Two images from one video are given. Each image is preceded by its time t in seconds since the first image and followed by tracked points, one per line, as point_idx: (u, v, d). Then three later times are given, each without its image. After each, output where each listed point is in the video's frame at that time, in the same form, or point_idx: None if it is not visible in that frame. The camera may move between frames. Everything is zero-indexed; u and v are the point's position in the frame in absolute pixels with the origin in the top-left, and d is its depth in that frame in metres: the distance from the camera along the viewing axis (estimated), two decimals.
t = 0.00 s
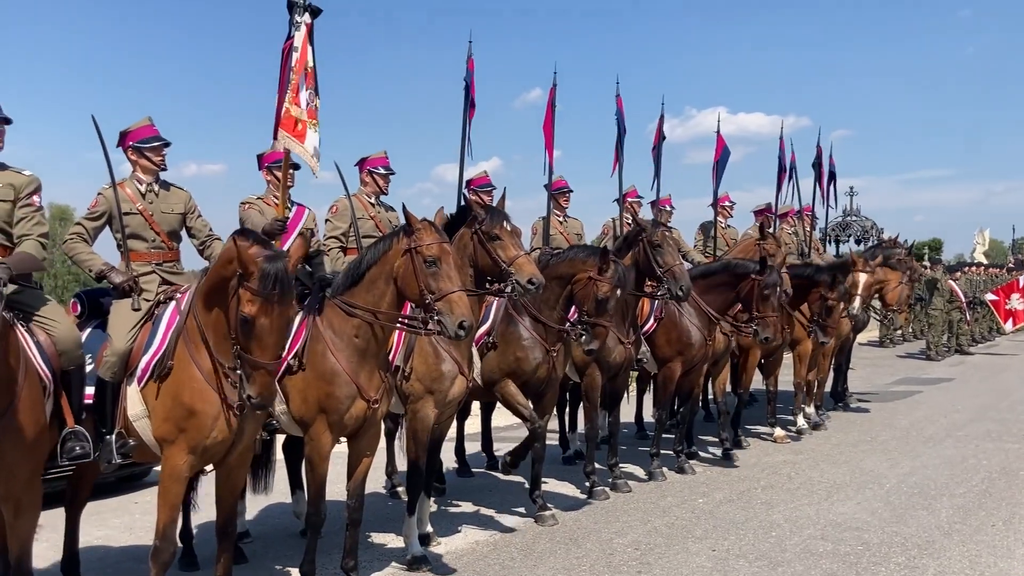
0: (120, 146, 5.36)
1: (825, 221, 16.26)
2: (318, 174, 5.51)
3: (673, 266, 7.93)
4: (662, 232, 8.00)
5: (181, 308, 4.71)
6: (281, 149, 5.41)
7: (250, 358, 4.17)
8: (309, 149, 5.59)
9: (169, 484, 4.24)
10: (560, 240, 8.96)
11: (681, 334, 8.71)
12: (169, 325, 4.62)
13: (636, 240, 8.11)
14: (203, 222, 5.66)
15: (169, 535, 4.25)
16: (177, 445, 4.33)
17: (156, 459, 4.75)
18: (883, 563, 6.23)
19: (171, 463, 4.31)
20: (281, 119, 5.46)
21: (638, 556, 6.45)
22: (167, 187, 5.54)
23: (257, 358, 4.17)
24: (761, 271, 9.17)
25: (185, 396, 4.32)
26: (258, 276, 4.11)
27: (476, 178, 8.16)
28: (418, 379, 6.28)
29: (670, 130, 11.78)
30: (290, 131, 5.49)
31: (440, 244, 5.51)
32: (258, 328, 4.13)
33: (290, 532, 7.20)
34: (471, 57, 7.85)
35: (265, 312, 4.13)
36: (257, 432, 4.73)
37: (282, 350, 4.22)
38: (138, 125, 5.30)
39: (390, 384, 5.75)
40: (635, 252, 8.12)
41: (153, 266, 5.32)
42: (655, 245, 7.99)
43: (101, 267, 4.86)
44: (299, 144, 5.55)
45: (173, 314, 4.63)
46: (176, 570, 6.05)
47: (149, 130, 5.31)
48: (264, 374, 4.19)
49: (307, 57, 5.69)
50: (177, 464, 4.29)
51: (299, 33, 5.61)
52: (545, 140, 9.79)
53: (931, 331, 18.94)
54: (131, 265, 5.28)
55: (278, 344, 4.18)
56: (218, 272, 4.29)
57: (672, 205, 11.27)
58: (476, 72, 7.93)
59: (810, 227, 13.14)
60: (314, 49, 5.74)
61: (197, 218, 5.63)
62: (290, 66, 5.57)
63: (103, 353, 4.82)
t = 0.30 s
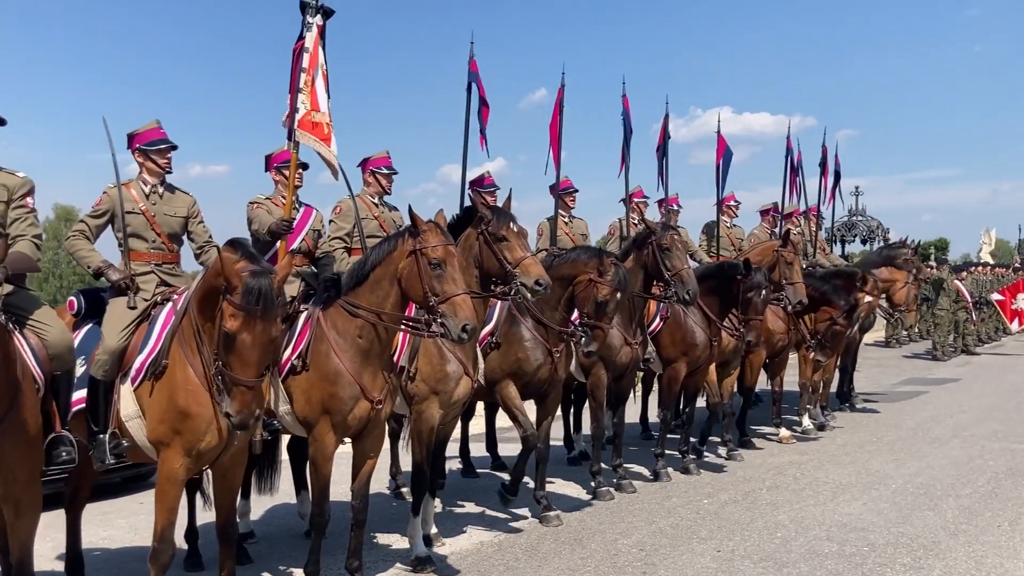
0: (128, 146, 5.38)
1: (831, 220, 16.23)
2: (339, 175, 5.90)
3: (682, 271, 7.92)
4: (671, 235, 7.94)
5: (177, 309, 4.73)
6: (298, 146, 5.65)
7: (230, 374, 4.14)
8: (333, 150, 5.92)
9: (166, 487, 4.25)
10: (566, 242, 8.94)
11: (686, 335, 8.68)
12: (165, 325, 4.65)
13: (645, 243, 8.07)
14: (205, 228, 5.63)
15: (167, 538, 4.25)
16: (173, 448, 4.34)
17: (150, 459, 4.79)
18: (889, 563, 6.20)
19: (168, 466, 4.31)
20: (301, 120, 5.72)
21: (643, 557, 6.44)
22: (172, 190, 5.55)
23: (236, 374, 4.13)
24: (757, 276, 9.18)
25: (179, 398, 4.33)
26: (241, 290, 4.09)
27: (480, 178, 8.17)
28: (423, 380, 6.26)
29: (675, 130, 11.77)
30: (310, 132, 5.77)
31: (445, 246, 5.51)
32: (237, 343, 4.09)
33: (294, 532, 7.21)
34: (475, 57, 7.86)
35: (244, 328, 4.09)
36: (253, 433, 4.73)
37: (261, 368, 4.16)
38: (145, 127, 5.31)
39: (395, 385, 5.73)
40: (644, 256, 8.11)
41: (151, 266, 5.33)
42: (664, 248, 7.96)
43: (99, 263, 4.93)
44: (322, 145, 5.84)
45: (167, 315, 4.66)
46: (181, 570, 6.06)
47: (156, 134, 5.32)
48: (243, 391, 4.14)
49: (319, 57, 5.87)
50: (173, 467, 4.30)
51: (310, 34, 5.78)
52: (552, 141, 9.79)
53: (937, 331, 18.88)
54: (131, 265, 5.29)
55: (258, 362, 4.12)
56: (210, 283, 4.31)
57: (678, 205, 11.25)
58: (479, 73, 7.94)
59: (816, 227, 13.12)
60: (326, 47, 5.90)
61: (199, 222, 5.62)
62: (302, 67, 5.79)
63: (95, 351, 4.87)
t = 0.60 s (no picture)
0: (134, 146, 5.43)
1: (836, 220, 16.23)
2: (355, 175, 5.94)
3: (690, 275, 7.92)
4: (680, 239, 7.98)
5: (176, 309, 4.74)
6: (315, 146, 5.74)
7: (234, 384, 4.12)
8: (349, 151, 5.98)
9: (170, 487, 4.28)
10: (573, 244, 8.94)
11: (691, 335, 8.72)
12: (164, 326, 4.65)
13: (654, 247, 8.10)
14: (208, 230, 5.62)
15: (172, 537, 4.27)
16: (175, 448, 4.37)
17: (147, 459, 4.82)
18: (895, 563, 6.20)
19: (171, 466, 4.34)
20: (319, 122, 5.82)
21: (649, 556, 6.44)
22: (177, 191, 5.58)
23: (240, 384, 4.11)
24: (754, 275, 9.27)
25: (180, 398, 4.36)
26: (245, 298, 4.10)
27: (486, 178, 8.19)
28: (430, 379, 6.27)
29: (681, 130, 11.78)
30: (328, 133, 5.87)
31: (449, 245, 5.52)
32: (241, 351, 4.08)
33: (301, 531, 7.23)
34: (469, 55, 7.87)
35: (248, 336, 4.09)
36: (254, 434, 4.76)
37: (266, 377, 4.13)
38: (152, 127, 5.35)
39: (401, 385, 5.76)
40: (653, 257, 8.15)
41: (151, 266, 5.35)
42: (673, 252, 7.99)
43: (99, 261, 4.96)
44: (339, 146, 5.95)
45: (166, 316, 4.67)
46: (188, 569, 6.08)
47: (162, 134, 5.38)
48: (248, 401, 4.11)
49: (339, 59, 6.02)
50: (176, 467, 4.32)
51: (330, 37, 5.96)
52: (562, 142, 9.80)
53: (944, 331, 18.86)
54: (131, 263, 5.30)
55: (261, 371, 4.10)
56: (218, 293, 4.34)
57: (686, 205, 11.26)
58: (474, 71, 7.96)
59: (821, 227, 13.12)
60: (346, 51, 6.08)
61: (201, 223, 5.60)
62: (321, 69, 5.92)
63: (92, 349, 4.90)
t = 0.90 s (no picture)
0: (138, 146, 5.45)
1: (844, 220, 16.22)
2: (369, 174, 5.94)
3: (698, 272, 7.93)
4: (688, 237, 7.98)
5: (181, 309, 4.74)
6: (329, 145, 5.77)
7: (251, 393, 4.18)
8: (362, 149, 5.96)
9: (175, 486, 4.28)
10: (580, 241, 8.94)
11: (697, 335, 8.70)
12: (168, 325, 4.66)
13: (662, 243, 8.05)
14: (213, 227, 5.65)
15: (179, 536, 4.27)
16: (180, 447, 4.37)
17: (153, 458, 4.83)
18: (905, 563, 6.19)
19: (175, 465, 4.34)
20: (334, 119, 5.85)
21: (658, 556, 6.44)
22: (181, 189, 5.59)
23: (257, 393, 4.18)
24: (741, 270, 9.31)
25: (185, 397, 4.35)
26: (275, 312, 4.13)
27: (493, 177, 8.17)
28: (439, 378, 6.27)
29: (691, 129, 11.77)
30: (342, 131, 5.88)
31: (457, 243, 5.53)
32: (264, 364, 4.13)
33: (309, 530, 7.22)
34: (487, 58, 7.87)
35: (273, 350, 4.13)
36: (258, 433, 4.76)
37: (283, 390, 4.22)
38: (157, 126, 5.37)
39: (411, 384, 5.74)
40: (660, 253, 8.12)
41: (156, 265, 5.33)
42: (681, 249, 7.98)
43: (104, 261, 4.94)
44: (351, 143, 5.92)
45: (170, 316, 4.68)
46: (197, 568, 6.08)
47: (167, 132, 5.38)
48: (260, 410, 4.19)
49: (357, 60, 6.10)
50: (181, 466, 4.32)
51: (347, 37, 6.05)
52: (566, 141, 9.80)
53: (952, 331, 18.84)
54: (135, 263, 5.28)
55: (281, 384, 4.19)
56: (239, 296, 4.32)
57: (695, 204, 11.24)
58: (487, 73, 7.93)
59: (830, 226, 13.10)
60: (364, 52, 6.16)
61: (207, 221, 5.62)
62: (337, 67, 6.01)
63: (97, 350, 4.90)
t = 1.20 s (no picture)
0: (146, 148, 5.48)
1: (855, 220, 16.18)
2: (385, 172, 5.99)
3: (709, 272, 7.90)
4: (698, 236, 7.94)
5: (192, 309, 4.73)
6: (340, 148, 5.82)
7: (296, 373, 4.29)
8: (374, 150, 6.01)
9: (187, 487, 4.27)
10: (590, 241, 8.97)
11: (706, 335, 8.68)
12: (178, 327, 4.65)
13: (671, 243, 8.05)
14: (222, 229, 5.66)
15: (191, 536, 4.26)
16: (191, 447, 4.35)
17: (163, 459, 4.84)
18: (917, 565, 6.18)
19: (187, 465, 4.32)
20: (345, 121, 5.90)
21: (669, 557, 6.44)
22: (190, 191, 5.61)
23: (303, 373, 4.30)
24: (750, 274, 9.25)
25: (196, 397, 4.33)
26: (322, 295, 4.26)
27: (502, 176, 8.17)
28: (450, 379, 6.27)
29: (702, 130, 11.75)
30: (353, 132, 5.94)
31: (466, 243, 5.53)
32: (312, 345, 4.25)
33: (321, 530, 7.24)
34: (481, 56, 7.86)
35: (320, 331, 4.26)
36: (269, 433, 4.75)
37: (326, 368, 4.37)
38: (164, 128, 5.39)
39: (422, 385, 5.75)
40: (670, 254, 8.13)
41: (166, 266, 5.37)
42: (691, 249, 7.96)
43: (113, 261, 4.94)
44: (362, 144, 5.97)
45: (180, 316, 4.67)
46: (209, 567, 6.09)
47: (173, 134, 5.40)
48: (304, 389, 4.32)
49: (367, 61, 6.11)
50: (192, 466, 4.30)
51: (358, 39, 6.06)
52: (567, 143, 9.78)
53: (963, 332, 18.80)
54: (146, 264, 5.33)
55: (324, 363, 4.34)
56: (267, 284, 4.35)
57: (706, 205, 11.24)
58: (486, 73, 7.93)
59: (841, 227, 13.07)
60: (373, 52, 6.17)
61: (217, 223, 5.64)
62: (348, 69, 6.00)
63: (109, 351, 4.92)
